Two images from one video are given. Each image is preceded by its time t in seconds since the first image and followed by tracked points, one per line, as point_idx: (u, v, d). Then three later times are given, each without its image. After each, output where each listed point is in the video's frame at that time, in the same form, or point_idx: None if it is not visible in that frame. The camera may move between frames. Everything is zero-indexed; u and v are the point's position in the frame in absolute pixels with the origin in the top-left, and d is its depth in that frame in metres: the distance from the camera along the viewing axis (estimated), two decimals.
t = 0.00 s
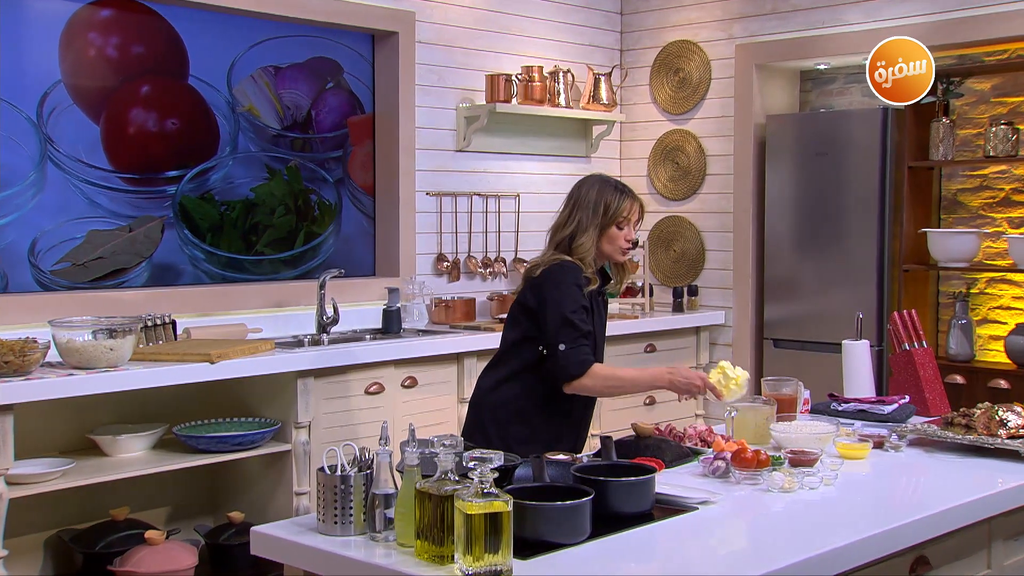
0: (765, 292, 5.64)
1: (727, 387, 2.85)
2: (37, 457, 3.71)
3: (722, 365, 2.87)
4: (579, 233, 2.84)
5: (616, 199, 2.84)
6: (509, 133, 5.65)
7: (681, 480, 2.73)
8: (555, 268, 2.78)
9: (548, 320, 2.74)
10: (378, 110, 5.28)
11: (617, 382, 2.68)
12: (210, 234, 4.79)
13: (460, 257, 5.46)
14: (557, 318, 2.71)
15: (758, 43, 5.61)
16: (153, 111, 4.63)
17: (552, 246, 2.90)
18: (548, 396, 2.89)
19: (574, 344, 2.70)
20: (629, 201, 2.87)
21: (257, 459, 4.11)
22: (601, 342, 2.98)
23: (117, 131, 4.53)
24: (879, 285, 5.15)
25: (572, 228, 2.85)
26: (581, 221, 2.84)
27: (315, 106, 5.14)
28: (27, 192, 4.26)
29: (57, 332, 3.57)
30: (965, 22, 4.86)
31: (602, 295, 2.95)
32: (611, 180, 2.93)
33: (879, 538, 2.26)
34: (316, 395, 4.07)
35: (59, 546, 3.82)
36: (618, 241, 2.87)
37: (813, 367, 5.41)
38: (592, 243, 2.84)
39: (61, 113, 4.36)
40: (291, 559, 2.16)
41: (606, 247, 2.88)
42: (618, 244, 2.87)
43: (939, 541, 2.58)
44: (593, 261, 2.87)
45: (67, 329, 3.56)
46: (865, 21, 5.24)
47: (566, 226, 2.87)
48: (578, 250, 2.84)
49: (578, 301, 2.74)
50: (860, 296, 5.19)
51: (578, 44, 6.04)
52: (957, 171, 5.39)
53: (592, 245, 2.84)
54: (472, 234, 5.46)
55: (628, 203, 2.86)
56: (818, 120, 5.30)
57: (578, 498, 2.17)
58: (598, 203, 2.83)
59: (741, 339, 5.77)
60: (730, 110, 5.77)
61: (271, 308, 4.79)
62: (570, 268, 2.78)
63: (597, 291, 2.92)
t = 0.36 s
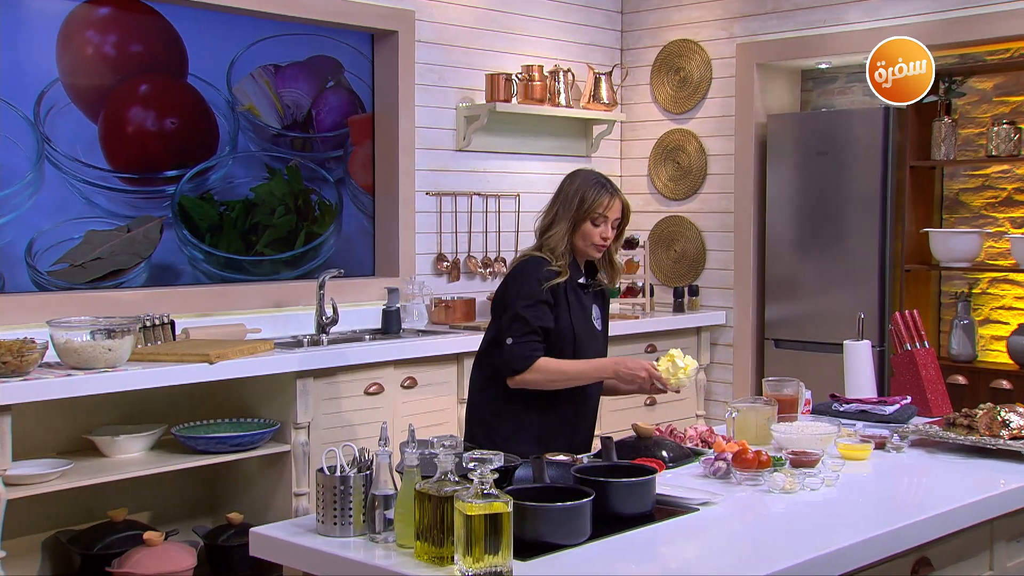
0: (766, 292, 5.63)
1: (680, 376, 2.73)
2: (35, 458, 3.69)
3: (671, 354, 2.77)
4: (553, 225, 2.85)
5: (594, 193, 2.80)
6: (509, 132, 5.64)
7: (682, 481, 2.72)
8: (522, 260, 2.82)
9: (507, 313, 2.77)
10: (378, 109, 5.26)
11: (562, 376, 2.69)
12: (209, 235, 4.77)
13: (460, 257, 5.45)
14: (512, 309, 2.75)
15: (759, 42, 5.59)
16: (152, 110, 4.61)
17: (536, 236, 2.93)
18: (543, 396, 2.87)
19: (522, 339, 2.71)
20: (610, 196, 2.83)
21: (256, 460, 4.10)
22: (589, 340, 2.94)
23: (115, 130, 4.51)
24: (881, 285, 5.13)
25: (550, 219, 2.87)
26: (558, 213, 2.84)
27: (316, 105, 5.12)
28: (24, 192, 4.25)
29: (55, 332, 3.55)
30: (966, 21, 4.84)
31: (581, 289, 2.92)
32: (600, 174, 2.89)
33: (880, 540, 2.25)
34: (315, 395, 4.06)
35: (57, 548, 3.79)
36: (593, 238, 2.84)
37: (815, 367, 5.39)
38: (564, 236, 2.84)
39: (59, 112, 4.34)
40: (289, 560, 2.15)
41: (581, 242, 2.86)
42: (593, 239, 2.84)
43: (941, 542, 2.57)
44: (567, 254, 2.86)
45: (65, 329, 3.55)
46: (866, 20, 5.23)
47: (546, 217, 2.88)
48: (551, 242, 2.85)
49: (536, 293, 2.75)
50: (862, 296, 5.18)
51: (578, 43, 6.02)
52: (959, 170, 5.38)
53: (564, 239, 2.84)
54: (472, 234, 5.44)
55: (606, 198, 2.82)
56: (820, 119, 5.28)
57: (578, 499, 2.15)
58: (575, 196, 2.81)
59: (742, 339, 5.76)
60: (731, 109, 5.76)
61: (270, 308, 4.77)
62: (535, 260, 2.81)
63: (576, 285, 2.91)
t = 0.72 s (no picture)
0: (767, 292, 5.61)
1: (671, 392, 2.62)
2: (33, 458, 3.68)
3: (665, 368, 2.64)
4: (547, 228, 2.85)
5: (587, 195, 2.81)
6: (509, 132, 5.62)
7: (683, 482, 2.70)
8: (509, 263, 2.84)
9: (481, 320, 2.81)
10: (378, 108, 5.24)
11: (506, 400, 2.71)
12: (209, 235, 4.76)
13: (459, 257, 5.43)
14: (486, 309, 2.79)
15: (760, 42, 5.57)
16: (150, 110, 4.59)
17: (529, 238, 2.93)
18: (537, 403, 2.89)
19: (481, 349, 2.76)
20: (602, 198, 2.84)
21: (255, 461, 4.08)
22: (580, 343, 2.92)
23: (114, 129, 4.49)
24: (883, 285, 5.11)
25: (543, 222, 2.86)
26: (550, 216, 2.83)
27: (318, 104, 5.11)
28: (21, 192, 4.23)
29: (53, 333, 3.54)
30: (968, 20, 4.83)
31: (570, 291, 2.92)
32: (590, 176, 2.90)
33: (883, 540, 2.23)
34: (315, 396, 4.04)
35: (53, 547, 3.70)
36: (589, 238, 2.84)
37: (816, 368, 5.38)
38: (558, 239, 2.84)
39: (57, 111, 4.33)
40: (288, 562, 2.13)
41: (576, 244, 2.86)
42: (587, 242, 2.84)
43: (944, 543, 2.55)
44: (559, 257, 2.86)
45: (63, 330, 3.53)
46: (867, 19, 5.21)
47: (539, 219, 2.88)
48: (545, 246, 2.85)
49: (512, 298, 2.78)
50: (864, 296, 5.16)
51: (578, 42, 6.01)
52: (961, 170, 5.36)
53: (560, 242, 2.84)
54: (472, 234, 5.42)
55: (600, 200, 2.83)
56: (821, 119, 5.27)
57: (579, 500, 2.14)
58: (568, 198, 2.81)
59: (743, 340, 5.74)
60: (732, 108, 5.74)
61: (269, 309, 4.75)
62: (523, 266, 2.82)
63: (567, 287, 2.91)
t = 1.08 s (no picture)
0: (769, 292, 5.59)
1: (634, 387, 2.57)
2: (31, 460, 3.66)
3: (637, 359, 2.59)
4: (521, 223, 2.83)
5: (559, 188, 2.76)
6: (509, 131, 5.61)
7: (684, 482, 2.69)
8: (484, 258, 2.85)
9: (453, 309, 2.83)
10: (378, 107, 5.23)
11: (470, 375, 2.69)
12: (208, 235, 4.74)
13: (459, 257, 5.41)
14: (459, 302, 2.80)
15: (760, 41, 5.56)
16: (149, 109, 4.58)
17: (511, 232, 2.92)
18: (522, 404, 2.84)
19: (448, 335, 2.77)
20: (576, 191, 2.78)
21: (254, 461, 4.07)
22: (564, 338, 2.91)
23: (112, 128, 4.48)
24: (884, 286, 5.10)
25: (519, 217, 2.84)
26: (525, 211, 2.81)
27: (319, 103, 5.10)
28: (19, 192, 4.22)
29: (51, 333, 3.52)
30: (969, 19, 4.82)
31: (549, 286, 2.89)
32: (568, 168, 2.84)
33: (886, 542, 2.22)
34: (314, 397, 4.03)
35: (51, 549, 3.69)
36: (562, 234, 2.80)
37: (817, 368, 5.36)
38: (531, 236, 2.82)
39: (55, 110, 4.31)
40: (287, 563, 2.11)
41: (551, 239, 2.82)
42: (561, 237, 2.80)
43: (946, 544, 2.54)
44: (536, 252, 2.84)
45: (61, 330, 3.52)
46: (869, 18, 5.20)
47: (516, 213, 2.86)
48: (520, 241, 2.83)
49: (480, 289, 2.78)
50: (865, 296, 5.15)
51: (579, 41, 5.99)
52: (963, 169, 5.35)
53: (533, 238, 2.82)
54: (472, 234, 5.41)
55: (572, 193, 2.77)
56: (823, 118, 5.26)
57: (579, 501, 2.12)
58: (540, 193, 2.78)
59: (744, 340, 5.72)
60: (733, 108, 5.73)
61: (268, 309, 4.73)
62: (497, 261, 2.82)
63: (546, 282, 2.88)
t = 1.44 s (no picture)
0: (770, 292, 5.58)
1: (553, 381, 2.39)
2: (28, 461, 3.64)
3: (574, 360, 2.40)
4: (473, 229, 2.83)
5: (505, 194, 2.73)
6: (509, 131, 5.59)
7: (684, 483, 2.67)
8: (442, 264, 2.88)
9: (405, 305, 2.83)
10: (378, 106, 5.21)
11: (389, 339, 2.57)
12: (208, 236, 4.73)
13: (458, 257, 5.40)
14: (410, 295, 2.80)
15: (761, 40, 5.55)
16: (148, 108, 4.56)
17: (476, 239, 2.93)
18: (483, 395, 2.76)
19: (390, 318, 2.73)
20: (525, 197, 2.73)
21: (253, 463, 4.05)
22: (520, 345, 2.84)
23: (111, 127, 4.46)
24: (886, 286, 5.09)
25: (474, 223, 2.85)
26: (477, 217, 2.81)
27: (319, 102, 5.08)
28: (17, 192, 4.21)
29: (48, 334, 3.51)
30: (971, 18, 4.80)
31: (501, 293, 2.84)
32: (525, 174, 2.79)
33: (887, 541, 2.21)
34: (313, 397, 4.01)
35: (49, 548, 3.75)
36: (509, 240, 2.75)
37: (818, 369, 5.35)
38: (482, 242, 2.81)
39: (52, 110, 4.30)
40: (285, 564, 2.10)
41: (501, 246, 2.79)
42: (508, 244, 2.76)
43: (948, 545, 2.52)
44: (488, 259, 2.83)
45: (59, 330, 3.51)
46: (870, 17, 5.18)
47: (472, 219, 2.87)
48: (472, 247, 2.84)
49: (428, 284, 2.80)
50: (867, 297, 5.13)
51: (579, 40, 5.98)
52: (964, 169, 5.33)
53: (483, 244, 2.81)
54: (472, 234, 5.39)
55: (518, 199, 2.72)
56: (823, 118, 5.24)
57: (580, 502, 2.11)
58: (490, 198, 2.76)
59: (745, 341, 5.71)
60: (734, 107, 5.71)
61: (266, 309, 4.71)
62: (449, 267, 2.84)
63: (500, 289, 2.85)
